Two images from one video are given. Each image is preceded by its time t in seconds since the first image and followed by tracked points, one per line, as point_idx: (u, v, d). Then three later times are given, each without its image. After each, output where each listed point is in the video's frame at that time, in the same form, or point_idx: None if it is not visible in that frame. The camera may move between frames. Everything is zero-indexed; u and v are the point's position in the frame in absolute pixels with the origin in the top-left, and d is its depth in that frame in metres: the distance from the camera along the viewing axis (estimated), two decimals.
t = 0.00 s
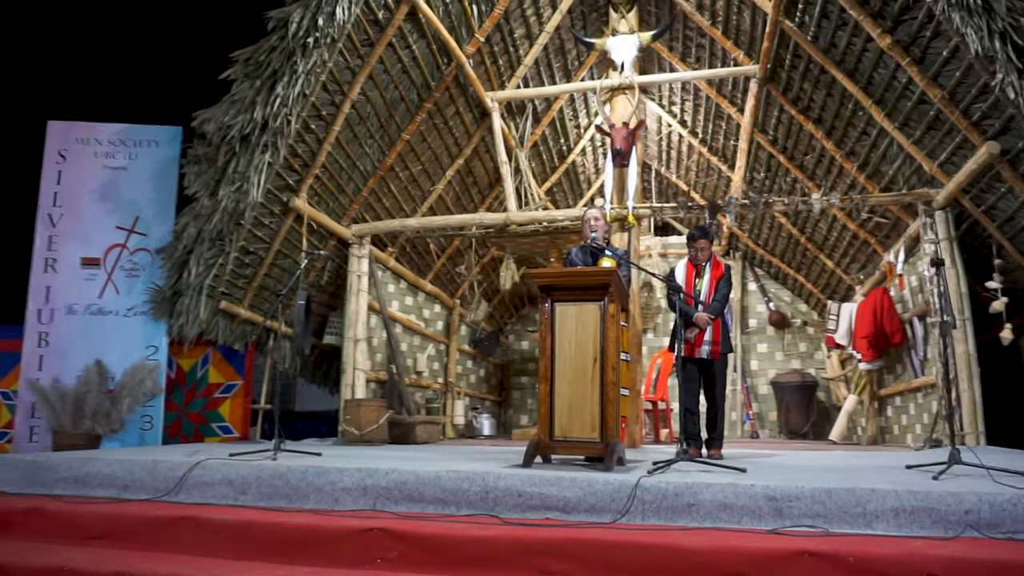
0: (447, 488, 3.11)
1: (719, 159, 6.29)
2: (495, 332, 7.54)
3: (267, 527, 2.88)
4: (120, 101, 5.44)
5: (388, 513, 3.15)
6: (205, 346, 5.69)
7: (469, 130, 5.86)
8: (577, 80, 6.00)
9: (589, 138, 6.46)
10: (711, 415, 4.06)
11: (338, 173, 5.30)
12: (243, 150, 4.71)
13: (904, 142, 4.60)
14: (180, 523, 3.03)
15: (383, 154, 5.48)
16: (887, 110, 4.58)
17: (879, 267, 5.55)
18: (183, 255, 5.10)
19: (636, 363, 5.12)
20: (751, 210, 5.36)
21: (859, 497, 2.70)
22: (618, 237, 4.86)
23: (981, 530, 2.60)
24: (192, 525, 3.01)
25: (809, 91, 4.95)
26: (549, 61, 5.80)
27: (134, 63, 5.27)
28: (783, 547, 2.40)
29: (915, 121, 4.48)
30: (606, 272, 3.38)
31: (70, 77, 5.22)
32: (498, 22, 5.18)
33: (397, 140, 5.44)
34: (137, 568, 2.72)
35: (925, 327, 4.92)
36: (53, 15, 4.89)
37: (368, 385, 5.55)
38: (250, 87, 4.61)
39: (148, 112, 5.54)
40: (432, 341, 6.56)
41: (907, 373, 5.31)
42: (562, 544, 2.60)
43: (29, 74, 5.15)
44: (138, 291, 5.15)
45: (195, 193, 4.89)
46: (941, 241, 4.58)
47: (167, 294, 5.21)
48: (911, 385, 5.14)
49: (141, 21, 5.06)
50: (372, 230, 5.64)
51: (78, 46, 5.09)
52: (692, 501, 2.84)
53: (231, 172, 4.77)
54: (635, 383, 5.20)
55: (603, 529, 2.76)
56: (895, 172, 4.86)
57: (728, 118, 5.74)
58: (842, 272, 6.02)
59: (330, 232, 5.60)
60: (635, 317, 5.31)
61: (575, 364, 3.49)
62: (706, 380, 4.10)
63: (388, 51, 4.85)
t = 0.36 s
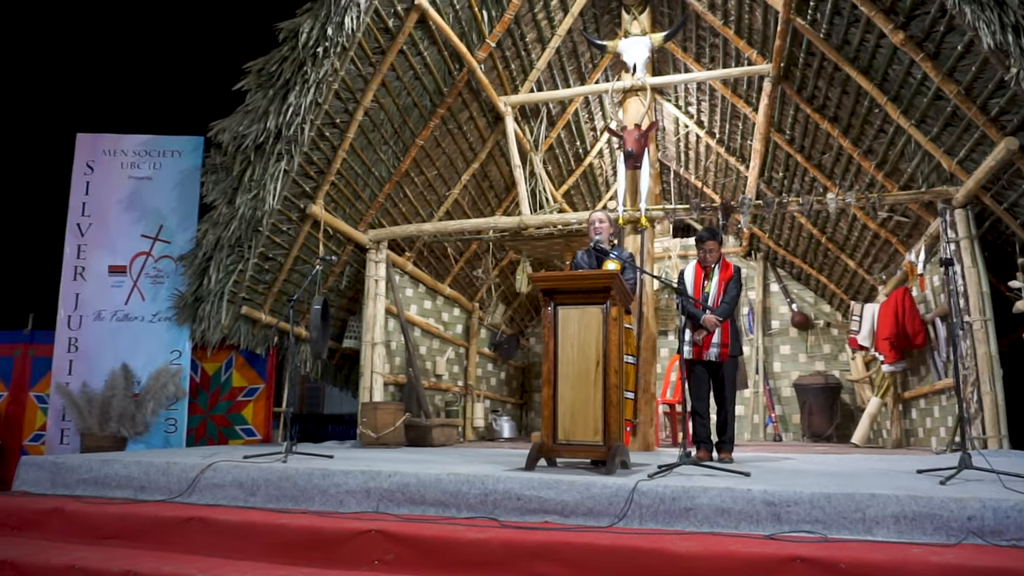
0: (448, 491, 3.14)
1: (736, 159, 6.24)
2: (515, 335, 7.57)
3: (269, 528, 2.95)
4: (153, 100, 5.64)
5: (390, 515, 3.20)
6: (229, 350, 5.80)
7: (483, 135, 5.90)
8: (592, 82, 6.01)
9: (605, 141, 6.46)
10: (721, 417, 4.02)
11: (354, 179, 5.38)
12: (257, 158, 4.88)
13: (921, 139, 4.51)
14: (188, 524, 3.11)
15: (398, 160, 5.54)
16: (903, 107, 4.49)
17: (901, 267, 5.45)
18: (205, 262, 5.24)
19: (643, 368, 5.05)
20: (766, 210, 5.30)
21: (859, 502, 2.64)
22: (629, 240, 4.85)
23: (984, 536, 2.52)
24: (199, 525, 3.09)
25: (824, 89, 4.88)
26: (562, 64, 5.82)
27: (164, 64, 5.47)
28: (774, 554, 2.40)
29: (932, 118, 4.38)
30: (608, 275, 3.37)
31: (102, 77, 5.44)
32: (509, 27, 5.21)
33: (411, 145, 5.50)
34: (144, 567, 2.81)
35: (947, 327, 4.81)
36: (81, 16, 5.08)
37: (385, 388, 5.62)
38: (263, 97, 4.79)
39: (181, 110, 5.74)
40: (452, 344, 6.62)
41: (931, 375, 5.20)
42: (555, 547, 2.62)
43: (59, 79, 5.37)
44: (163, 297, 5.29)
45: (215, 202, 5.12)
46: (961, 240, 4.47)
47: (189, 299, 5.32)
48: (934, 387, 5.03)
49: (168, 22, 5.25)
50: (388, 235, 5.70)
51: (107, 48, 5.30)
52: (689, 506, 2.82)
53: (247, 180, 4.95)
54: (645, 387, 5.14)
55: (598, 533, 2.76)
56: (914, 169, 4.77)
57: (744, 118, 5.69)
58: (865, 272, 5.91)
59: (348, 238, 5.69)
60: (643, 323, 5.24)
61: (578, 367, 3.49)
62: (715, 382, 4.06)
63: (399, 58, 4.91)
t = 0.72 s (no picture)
0: (443, 497, 3.18)
1: (751, 161, 6.20)
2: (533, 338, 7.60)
3: (267, 532, 3.02)
4: (173, 98, 5.94)
5: (387, 520, 3.24)
6: (248, 355, 5.91)
7: (495, 140, 5.93)
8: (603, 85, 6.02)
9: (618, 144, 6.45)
10: (726, 423, 3.96)
11: (366, 186, 5.45)
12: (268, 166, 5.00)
13: (934, 138, 4.41)
14: (191, 527, 3.20)
15: (409, 166, 5.60)
16: (915, 105, 4.40)
17: (919, 268, 5.36)
18: (221, 269, 5.35)
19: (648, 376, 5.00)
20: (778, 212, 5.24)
21: (851, 511, 2.59)
22: (637, 243, 4.84)
23: (981, 548, 2.43)
24: (201, 529, 3.18)
25: (835, 89, 4.81)
26: (572, 68, 5.85)
27: (183, 63, 5.75)
28: (756, 565, 2.34)
29: (944, 116, 4.29)
30: (603, 281, 3.36)
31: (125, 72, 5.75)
32: (516, 32, 5.24)
33: (422, 151, 5.55)
34: (145, 569, 2.90)
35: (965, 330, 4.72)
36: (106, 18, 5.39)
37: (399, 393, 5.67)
38: (273, 107, 4.94)
39: (200, 105, 6.01)
40: (467, 348, 6.68)
41: (950, 379, 5.11)
42: (541, 555, 2.63)
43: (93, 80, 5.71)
44: (182, 303, 5.40)
45: (228, 210, 5.30)
46: (976, 240, 4.38)
47: (207, 305, 5.39)
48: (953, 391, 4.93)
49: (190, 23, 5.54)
50: (402, 241, 5.76)
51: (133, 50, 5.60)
52: (680, 513, 2.80)
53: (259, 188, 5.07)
54: (652, 394, 5.08)
55: (587, 540, 2.77)
56: (928, 168, 4.68)
57: (757, 118, 5.65)
58: (883, 273, 5.81)
59: (362, 244, 5.76)
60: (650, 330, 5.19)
61: (576, 373, 3.49)
62: (720, 387, 4.02)
63: (407, 66, 4.97)
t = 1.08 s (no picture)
0: (436, 503, 3.21)
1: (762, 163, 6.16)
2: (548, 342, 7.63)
3: (262, 537, 3.09)
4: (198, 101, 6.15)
5: (382, 525, 3.29)
6: (263, 361, 6.02)
7: (503, 146, 5.97)
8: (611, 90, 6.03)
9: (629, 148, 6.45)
10: (727, 430, 3.93)
11: (375, 194, 5.52)
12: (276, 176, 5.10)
13: (943, 140, 4.34)
14: (192, 531, 3.28)
15: (417, 173, 5.66)
16: (922, 106, 4.34)
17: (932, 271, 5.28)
18: (234, 277, 5.46)
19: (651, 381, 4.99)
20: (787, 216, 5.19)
21: (837, 522, 2.56)
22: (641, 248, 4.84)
23: (966, 560, 2.39)
24: (201, 533, 3.26)
25: (842, 91, 4.76)
26: (579, 74, 5.88)
27: (196, 64, 5.94)
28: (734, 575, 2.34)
29: (953, 117, 4.21)
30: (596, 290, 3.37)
31: (141, 78, 5.92)
32: (522, 39, 5.28)
33: (430, 159, 5.61)
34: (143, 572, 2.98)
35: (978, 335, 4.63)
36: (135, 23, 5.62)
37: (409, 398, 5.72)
38: (280, 118, 5.04)
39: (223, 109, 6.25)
40: (480, 353, 6.74)
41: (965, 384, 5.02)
42: (524, 562, 2.65)
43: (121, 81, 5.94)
44: (198, 310, 5.50)
45: (239, 220, 5.40)
46: (987, 242, 4.29)
47: (221, 312, 5.50)
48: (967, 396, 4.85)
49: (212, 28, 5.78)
50: (412, 247, 5.82)
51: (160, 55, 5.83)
52: (667, 522, 2.79)
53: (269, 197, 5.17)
54: (657, 399, 5.07)
55: (572, 548, 2.78)
56: (939, 170, 4.60)
57: (766, 121, 5.61)
58: (898, 276, 5.73)
59: (373, 251, 5.84)
60: (656, 335, 5.17)
61: (571, 380, 3.50)
62: (721, 394, 3.99)
63: (413, 75, 5.03)
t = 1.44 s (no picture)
0: (427, 513, 3.25)
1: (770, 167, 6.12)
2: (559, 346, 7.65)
3: (256, 545, 3.16)
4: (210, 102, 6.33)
5: (374, 534, 3.34)
6: (275, 367, 6.12)
7: (509, 153, 6.00)
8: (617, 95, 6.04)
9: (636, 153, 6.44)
10: (724, 439, 3.92)
11: (381, 203, 5.58)
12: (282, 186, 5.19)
13: (947, 144, 4.26)
14: (191, 539, 3.36)
15: (423, 181, 5.71)
16: (926, 110, 4.27)
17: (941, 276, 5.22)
18: (243, 285, 5.56)
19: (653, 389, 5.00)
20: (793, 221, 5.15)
21: (816, 537, 2.55)
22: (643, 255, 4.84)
23: None
24: (200, 540, 3.34)
25: (846, 95, 4.70)
26: (584, 80, 5.89)
27: (210, 65, 6.10)
28: None
29: (957, 121, 4.14)
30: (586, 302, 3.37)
31: (158, 78, 6.08)
32: (524, 47, 5.31)
33: (435, 167, 5.66)
34: None
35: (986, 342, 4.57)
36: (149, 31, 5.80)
37: (417, 404, 5.78)
38: (283, 130, 5.11)
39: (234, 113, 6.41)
40: (489, 357, 6.79)
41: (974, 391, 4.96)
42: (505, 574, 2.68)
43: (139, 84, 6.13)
44: (211, 317, 5.54)
45: (247, 229, 5.50)
46: (993, 249, 4.22)
47: (231, 319, 5.55)
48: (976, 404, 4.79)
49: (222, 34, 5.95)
50: (418, 254, 5.87)
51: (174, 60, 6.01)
52: (650, 535, 2.80)
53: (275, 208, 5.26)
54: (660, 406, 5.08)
55: (555, 560, 2.80)
56: (946, 174, 4.53)
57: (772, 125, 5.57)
58: (909, 281, 5.65)
59: (380, 258, 5.91)
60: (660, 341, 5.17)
61: (562, 391, 3.52)
62: (718, 402, 3.97)
63: (416, 85, 5.08)
